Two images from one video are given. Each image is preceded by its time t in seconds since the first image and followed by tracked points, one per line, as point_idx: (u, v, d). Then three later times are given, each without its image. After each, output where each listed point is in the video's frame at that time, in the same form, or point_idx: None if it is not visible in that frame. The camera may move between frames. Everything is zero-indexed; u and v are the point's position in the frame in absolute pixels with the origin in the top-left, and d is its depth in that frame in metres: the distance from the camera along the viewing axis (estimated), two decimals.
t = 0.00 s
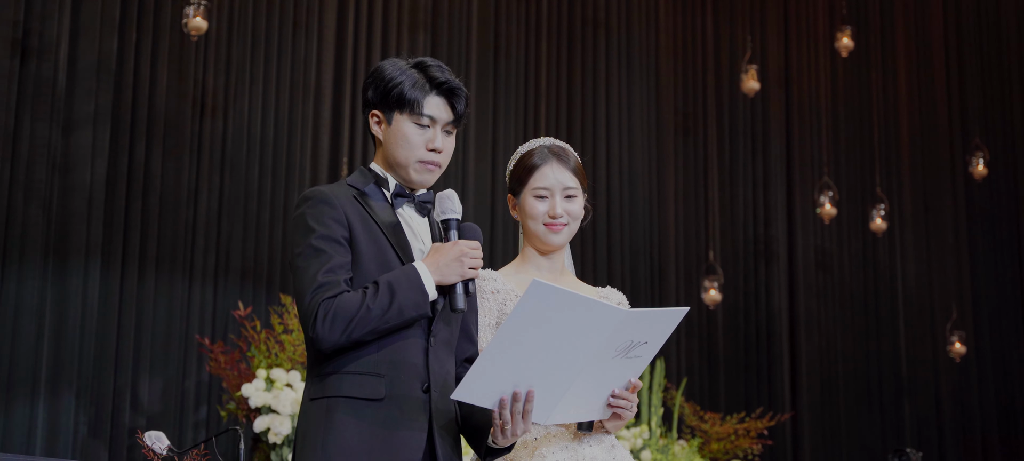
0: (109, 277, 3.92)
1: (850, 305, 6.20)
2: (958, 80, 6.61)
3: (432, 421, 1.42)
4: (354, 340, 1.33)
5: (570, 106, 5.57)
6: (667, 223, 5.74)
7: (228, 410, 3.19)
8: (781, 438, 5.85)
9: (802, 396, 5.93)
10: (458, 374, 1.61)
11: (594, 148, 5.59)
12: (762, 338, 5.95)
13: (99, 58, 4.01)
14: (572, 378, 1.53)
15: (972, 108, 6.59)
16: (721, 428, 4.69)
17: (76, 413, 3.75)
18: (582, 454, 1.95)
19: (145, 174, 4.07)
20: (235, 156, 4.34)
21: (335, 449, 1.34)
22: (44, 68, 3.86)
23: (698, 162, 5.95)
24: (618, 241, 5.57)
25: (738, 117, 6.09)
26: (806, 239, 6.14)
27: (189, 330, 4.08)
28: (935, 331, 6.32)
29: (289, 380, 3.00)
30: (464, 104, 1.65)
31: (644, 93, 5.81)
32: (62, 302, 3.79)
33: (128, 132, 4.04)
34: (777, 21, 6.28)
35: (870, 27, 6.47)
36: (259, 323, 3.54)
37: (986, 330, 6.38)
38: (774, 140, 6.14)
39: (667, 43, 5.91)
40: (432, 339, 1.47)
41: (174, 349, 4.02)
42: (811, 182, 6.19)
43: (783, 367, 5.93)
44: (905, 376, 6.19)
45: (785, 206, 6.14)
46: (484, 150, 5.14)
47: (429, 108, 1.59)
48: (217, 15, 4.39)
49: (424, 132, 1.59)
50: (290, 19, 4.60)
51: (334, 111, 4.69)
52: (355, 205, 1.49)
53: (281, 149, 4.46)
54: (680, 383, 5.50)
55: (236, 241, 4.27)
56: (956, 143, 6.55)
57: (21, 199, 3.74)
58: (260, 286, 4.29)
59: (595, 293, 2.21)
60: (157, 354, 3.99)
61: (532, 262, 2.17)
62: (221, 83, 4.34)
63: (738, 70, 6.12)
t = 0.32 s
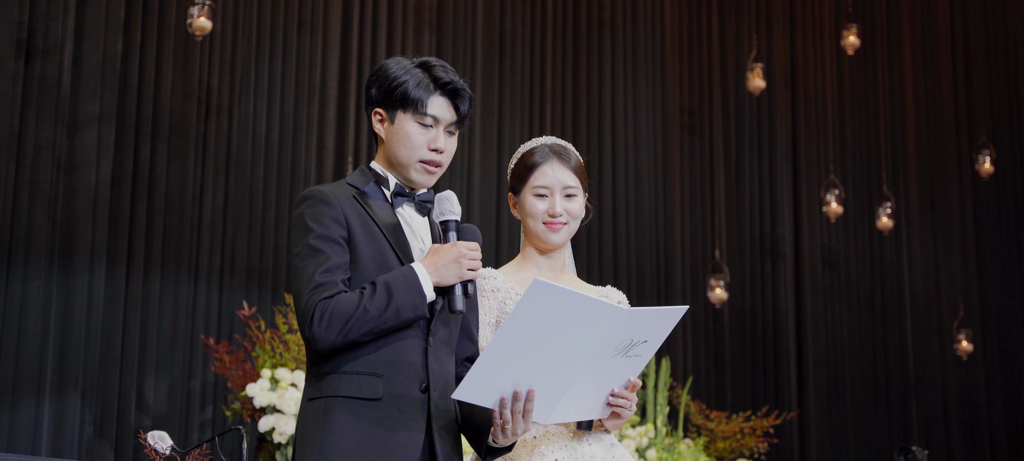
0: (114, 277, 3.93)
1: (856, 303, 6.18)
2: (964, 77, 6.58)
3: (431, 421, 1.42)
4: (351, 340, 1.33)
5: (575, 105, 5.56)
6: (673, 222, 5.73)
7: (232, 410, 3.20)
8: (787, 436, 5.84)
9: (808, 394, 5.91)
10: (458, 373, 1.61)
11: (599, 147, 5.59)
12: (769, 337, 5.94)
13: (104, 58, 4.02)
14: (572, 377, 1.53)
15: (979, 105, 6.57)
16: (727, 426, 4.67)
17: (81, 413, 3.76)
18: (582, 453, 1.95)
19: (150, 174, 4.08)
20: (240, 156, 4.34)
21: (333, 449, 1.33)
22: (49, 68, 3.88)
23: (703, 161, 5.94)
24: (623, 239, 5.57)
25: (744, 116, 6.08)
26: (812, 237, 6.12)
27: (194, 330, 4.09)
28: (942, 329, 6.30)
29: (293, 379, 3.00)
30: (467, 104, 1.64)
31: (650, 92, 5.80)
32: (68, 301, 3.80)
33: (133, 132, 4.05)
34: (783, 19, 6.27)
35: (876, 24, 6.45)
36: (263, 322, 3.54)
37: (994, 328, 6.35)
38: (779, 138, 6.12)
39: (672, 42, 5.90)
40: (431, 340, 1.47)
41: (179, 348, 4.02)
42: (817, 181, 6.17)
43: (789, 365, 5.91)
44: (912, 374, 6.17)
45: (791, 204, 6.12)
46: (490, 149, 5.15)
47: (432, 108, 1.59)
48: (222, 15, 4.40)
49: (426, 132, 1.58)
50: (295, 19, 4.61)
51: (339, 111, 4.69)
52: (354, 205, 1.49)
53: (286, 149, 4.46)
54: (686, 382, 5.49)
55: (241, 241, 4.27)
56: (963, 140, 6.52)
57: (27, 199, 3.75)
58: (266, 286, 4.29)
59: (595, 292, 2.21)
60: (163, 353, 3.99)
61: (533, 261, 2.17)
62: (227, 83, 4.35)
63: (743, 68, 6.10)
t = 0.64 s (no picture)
0: (119, 277, 3.93)
1: (863, 302, 6.16)
2: (971, 74, 6.55)
3: (431, 420, 1.42)
4: (350, 340, 1.33)
5: (581, 104, 5.55)
6: (679, 220, 5.71)
7: (237, 410, 3.20)
8: (795, 435, 5.82)
9: (815, 392, 5.89)
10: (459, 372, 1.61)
11: (605, 146, 5.58)
12: (775, 336, 5.92)
13: (108, 60, 4.03)
14: (572, 377, 1.52)
15: (986, 103, 6.54)
16: (733, 425, 4.65)
17: (87, 413, 3.77)
18: (583, 452, 1.94)
19: (156, 175, 4.09)
20: (246, 156, 4.35)
21: (331, 448, 1.33)
22: (53, 70, 3.88)
23: (710, 159, 5.92)
24: (629, 238, 5.56)
25: (751, 115, 6.06)
26: (819, 235, 6.10)
27: (200, 330, 4.10)
28: (949, 327, 6.27)
29: (298, 379, 3.00)
30: (467, 103, 1.64)
31: (656, 92, 5.78)
32: (73, 301, 3.81)
33: (138, 133, 4.05)
34: (789, 18, 6.25)
35: (883, 22, 6.42)
36: (268, 322, 3.54)
37: (1002, 327, 6.32)
38: (786, 136, 6.10)
39: (678, 40, 5.88)
40: (430, 339, 1.47)
41: (185, 348, 4.03)
42: (824, 179, 6.16)
43: (796, 363, 5.90)
44: (919, 372, 6.15)
45: (798, 202, 6.10)
46: (495, 148, 5.14)
47: (432, 107, 1.59)
48: (227, 14, 4.40)
49: (426, 131, 1.58)
50: (300, 18, 4.61)
51: (345, 111, 4.69)
52: (354, 204, 1.49)
53: (291, 149, 4.47)
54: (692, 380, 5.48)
55: (247, 242, 4.28)
56: (970, 138, 6.49)
57: (32, 201, 3.76)
58: (272, 286, 4.29)
59: (596, 291, 2.20)
60: (168, 353, 4.00)
61: (534, 259, 2.16)
62: (231, 83, 4.35)
63: (749, 66, 6.08)
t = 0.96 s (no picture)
0: (124, 277, 3.94)
1: (869, 301, 6.14)
2: (977, 72, 6.53)
3: (430, 420, 1.42)
4: (348, 340, 1.33)
5: (586, 104, 5.55)
6: (684, 219, 5.70)
7: (241, 410, 3.20)
8: (800, 434, 5.80)
9: (821, 391, 5.87)
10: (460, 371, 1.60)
11: (610, 145, 5.58)
12: (781, 335, 5.90)
13: (113, 60, 4.03)
14: (572, 375, 1.52)
15: (992, 101, 6.51)
16: (738, 424, 4.63)
17: (92, 413, 3.78)
18: (587, 451, 1.94)
19: (160, 175, 4.09)
20: (250, 156, 4.35)
21: (330, 448, 1.33)
22: (58, 71, 3.89)
23: (715, 158, 5.91)
24: (634, 238, 5.55)
25: (756, 114, 6.05)
26: (824, 234, 6.09)
27: (205, 330, 4.10)
28: (956, 326, 6.25)
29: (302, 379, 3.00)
30: (466, 102, 1.64)
31: (661, 91, 5.77)
32: (78, 302, 3.82)
33: (142, 133, 4.06)
34: (794, 17, 6.23)
35: (888, 20, 6.40)
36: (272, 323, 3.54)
37: (1009, 326, 6.29)
38: (791, 135, 6.09)
39: (683, 40, 5.87)
40: (430, 338, 1.47)
41: (190, 349, 4.04)
42: (829, 177, 6.14)
43: (802, 362, 5.88)
44: (926, 371, 6.13)
45: (804, 201, 6.09)
46: (500, 148, 5.14)
47: (431, 106, 1.58)
48: (231, 15, 4.41)
49: (425, 130, 1.57)
50: (304, 18, 4.61)
51: (349, 111, 4.69)
52: (353, 204, 1.49)
53: (296, 150, 4.47)
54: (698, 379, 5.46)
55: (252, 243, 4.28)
56: (976, 137, 6.46)
57: (36, 202, 3.77)
58: (276, 287, 4.28)
59: (601, 289, 2.20)
60: (173, 353, 4.00)
61: (538, 257, 2.16)
62: (236, 84, 4.36)
63: (754, 65, 6.07)
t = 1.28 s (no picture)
0: (128, 279, 3.94)
1: (874, 301, 6.13)
2: (981, 71, 6.51)
3: (433, 417, 1.41)
4: (352, 334, 1.33)
5: (590, 105, 5.55)
6: (689, 220, 5.69)
7: (245, 411, 3.20)
8: (805, 435, 5.79)
9: (826, 392, 5.86)
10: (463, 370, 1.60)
11: (614, 146, 5.57)
12: (785, 336, 5.89)
13: (115, 62, 4.03)
14: (575, 374, 1.52)
15: (997, 100, 6.49)
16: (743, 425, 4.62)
17: (96, 416, 3.78)
18: (590, 452, 1.93)
19: (164, 177, 4.10)
20: (254, 157, 4.36)
21: (334, 444, 1.32)
22: (61, 73, 3.90)
23: (719, 159, 5.90)
24: (638, 239, 5.54)
25: (760, 115, 6.04)
26: (829, 234, 6.08)
27: (209, 332, 4.10)
28: (961, 326, 6.23)
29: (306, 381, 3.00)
30: (457, 89, 1.66)
31: (664, 92, 5.77)
32: (81, 304, 3.82)
33: (146, 135, 4.06)
34: (797, 17, 6.22)
35: (892, 21, 6.39)
36: (275, 324, 3.54)
37: (1014, 326, 6.26)
38: (796, 135, 6.08)
39: (686, 41, 5.87)
40: (433, 335, 1.47)
41: (194, 351, 4.04)
42: (834, 178, 6.13)
43: (807, 364, 5.87)
44: (931, 372, 6.12)
45: (808, 202, 6.08)
46: (504, 149, 5.14)
47: (423, 95, 1.60)
48: (233, 17, 4.42)
49: (422, 120, 1.59)
50: (307, 20, 4.62)
51: (353, 113, 4.70)
52: (355, 200, 1.49)
53: (299, 152, 4.48)
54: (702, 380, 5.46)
55: (255, 245, 4.28)
56: (980, 136, 6.45)
57: (40, 205, 3.78)
58: (280, 289, 4.28)
59: (605, 289, 2.20)
60: (177, 355, 4.01)
61: (540, 257, 2.15)
62: (239, 86, 4.37)
63: (758, 66, 6.07)
